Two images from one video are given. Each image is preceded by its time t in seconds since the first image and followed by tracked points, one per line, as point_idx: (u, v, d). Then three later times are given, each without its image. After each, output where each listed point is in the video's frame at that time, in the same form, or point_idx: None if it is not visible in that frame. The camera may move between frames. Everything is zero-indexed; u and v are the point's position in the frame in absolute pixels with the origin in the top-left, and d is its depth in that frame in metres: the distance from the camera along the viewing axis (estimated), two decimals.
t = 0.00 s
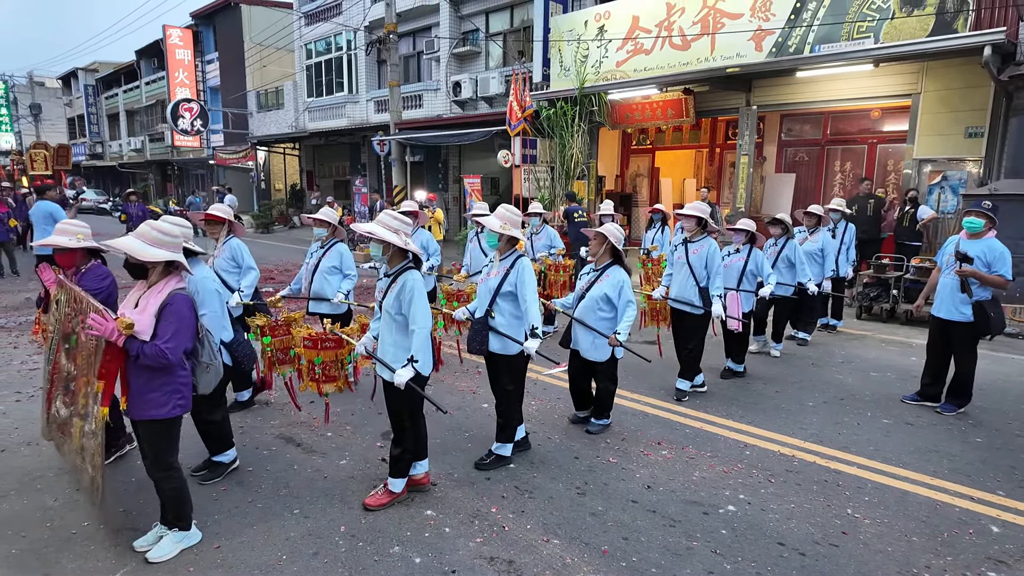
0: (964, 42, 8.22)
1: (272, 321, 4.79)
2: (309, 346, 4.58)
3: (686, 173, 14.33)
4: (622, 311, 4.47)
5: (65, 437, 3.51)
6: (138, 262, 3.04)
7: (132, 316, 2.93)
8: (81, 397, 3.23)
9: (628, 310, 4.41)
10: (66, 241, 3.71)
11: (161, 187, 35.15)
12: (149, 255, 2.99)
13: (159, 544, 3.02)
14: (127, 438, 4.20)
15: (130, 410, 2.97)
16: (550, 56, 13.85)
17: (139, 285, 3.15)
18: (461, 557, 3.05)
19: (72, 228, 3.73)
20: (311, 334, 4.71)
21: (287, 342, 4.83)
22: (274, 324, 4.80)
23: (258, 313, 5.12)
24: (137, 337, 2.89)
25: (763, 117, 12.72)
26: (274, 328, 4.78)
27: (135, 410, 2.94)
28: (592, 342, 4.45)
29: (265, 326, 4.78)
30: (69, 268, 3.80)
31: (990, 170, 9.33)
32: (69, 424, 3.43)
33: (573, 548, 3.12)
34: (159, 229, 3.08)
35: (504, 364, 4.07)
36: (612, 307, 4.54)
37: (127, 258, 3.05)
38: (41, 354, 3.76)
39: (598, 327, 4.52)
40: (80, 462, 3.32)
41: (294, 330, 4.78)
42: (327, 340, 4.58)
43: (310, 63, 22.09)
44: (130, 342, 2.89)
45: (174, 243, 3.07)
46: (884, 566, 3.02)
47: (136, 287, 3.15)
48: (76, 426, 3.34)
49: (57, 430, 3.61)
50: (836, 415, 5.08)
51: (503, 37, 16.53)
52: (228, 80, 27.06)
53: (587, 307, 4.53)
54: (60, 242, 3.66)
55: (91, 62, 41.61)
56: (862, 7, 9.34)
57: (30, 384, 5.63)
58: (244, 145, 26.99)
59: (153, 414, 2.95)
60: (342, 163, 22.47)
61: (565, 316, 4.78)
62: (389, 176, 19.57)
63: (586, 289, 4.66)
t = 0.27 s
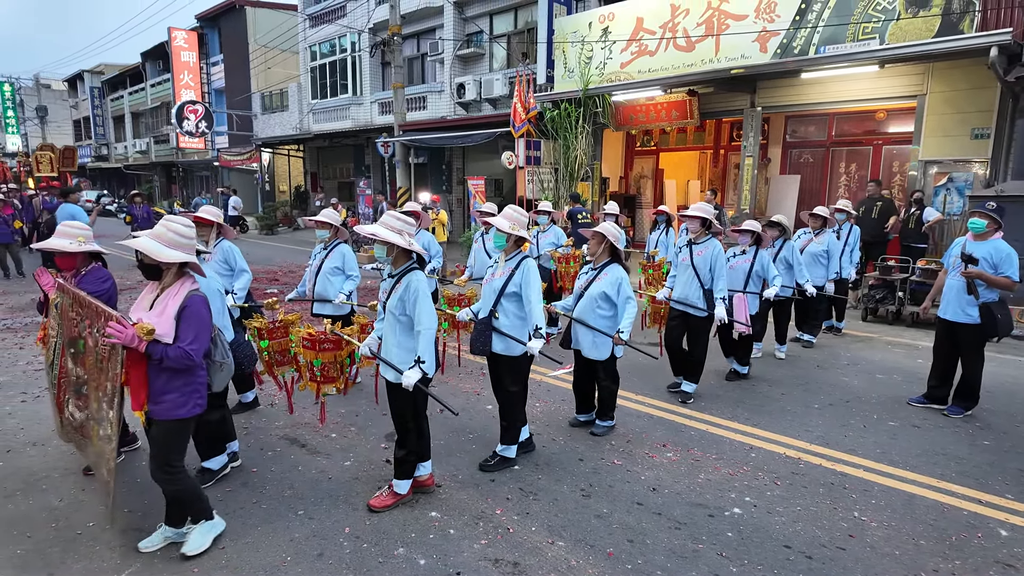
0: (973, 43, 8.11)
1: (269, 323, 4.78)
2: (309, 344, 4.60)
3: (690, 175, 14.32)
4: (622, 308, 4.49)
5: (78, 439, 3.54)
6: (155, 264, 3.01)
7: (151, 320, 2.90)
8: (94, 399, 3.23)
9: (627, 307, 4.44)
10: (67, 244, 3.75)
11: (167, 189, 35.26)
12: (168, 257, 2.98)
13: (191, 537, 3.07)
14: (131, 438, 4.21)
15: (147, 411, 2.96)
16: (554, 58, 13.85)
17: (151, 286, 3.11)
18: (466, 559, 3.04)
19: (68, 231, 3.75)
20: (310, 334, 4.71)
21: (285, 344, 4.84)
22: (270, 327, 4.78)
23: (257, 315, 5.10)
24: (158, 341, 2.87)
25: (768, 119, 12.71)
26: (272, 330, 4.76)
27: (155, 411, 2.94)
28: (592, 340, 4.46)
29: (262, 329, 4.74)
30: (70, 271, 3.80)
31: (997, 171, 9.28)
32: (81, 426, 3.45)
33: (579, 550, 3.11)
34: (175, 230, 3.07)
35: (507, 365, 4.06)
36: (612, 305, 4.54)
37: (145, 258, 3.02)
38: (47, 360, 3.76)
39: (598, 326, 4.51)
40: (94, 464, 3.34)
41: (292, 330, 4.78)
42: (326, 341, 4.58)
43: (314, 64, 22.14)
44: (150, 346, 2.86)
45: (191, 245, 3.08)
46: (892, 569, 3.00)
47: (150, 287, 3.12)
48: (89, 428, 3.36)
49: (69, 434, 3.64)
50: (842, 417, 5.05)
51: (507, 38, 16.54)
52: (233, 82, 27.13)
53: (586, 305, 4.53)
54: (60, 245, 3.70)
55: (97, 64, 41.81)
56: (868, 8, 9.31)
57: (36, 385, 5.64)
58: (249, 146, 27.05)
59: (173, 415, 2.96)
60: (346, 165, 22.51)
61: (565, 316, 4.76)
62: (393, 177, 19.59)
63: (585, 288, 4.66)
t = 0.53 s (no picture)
0: (978, 43, 8.09)
1: (263, 322, 4.79)
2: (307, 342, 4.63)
3: (694, 176, 14.31)
4: (622, 306, 4.51)
5: (91, 450, 3.49)
6: (185, 265, 2.97)
7: (183, 321, 2.89)
8: (119, 404, 3.22)
9: (627, 306, 4.46)
10: (67, 244, 3.75)
11: (171, 190, 35.37)
12: (204, 257, 2.95)
13: (266, 527, 3.12)
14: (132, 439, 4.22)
15: (185, 412, 2.96)
16: (558, 59, 13.86)
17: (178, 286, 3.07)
18: (470, 560, 3.03)
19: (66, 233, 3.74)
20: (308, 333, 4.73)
21: (277, 344, 4.84)
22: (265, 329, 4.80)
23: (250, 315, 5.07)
24: (191, 342, 2.87)
25: (772, 120, 12.69)
26: (264, 329, 4.77)
27: (188, 411, 2.94)
28: (591, 338, 4.46)
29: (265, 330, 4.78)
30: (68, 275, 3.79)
31: (1003, 173, 9.24)
32: (98, 435, 3.41)
33: (583, 552, 3.10)
34: (207, 232, 3.05)
35: (508, 366, 4.05)
36: (612, 304, 4.55)
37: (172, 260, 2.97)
38: (50, 372, 3.69)
39: (597, 324, 4.50)
40: (117, 473, 3.32)
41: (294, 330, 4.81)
42: (324, 339, 4.59)
43: (318, 66, 22.20)
44: (183, 346, 2.86)
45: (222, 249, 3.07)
46: (898, 571, 2.98)
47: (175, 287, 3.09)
48: (110, 436, 3.33)
49: (79, 445, 3.57)
50: (847, 419, 5.03)
51: (511, 40, 16.55)
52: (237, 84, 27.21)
53: (586, 304, 4.53)
54: (60, 245, 3.70)
55: (102, 66, 41.98)
56: (872, 9, 9.30)
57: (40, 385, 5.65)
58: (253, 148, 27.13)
59: (209, 413, 2.97)
60: (350, 166, 22.55)
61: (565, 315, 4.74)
62: (396, 179, 19.61)
63: (585, 287, 4.66)
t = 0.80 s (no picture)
0: (980, 44, 8.10)
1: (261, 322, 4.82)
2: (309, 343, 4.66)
3: (696, 177, 14.30)
4: (624, 306, 4.50)
5: (102, 461, 3.35)
6: (234, 266, 3.05)
7: (232, 321, 2.93)
8: (145, 409, 3.14)
9: (629, 306, 4.44)
10: (70, 243, 3.79)
11: (174, 191, 35.42)
12: (255, 257, 3.04)
13: (274, 535, 3.11)
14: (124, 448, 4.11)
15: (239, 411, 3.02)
16: (560, 60, 13.85)
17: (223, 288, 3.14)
18: (473, 560, 3.03)
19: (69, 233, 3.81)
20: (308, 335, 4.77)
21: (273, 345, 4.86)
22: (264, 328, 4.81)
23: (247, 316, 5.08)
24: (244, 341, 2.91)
25: (774, 121, 12.68)
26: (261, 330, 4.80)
27: (242, 409, 3.00)
28: (593, 339, 4.45)
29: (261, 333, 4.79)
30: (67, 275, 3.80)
31: (1006, 174, 9.22)
32: (113, 445, 3.28)
33: (586, 552, 3.10)
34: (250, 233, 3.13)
35: (511, 365, 4.04)
36: (614, 304, 4.55)
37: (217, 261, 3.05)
38: (52, 383, 3.52)
39: (600, 324, 4.50)
40: (137, 482, 3.20)
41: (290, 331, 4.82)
42: (324, 341, 4.62)
43: (320, 67, 22.24)
44: (230, 347, 2.90)
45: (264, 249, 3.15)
46: (903, 573, 2.97)
47: (218, 290, 3.15)
48: (130, 444, 3.22)
49: (88, 458, 3.42)
50: (851, 420, 5.02)
51: (513, 41, 16.57)
52: (239, 86, 27.26)
53: (589, 305, 4.52)
54: (65, 243, 3.74)
55: (105, 67, 42.09)
56: (876, 9, 9.29)
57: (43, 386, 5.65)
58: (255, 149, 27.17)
59: (264, 412, 3.03)
60: (352, 167, 22.58)
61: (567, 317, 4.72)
62: (399, 180, 19.63)
63: (587, 288, 4.65)
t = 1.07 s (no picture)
0: (982, 44, 8.10)
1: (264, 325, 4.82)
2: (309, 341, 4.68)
3: (698, 177, 14.31)
4: (627, 304, 4.51)
5: (123, 467, 3.32)
6: (270, 262, 3.10)
7: (275, 316, 3.00)
8: (172, 411, 3.14)
9: (632, 304, 4.45)
10: (59, 243, 3.50)
11: (176, 192, 35.47)
12: (291, 252, 3.10)
13: (279, 531, 3.11)
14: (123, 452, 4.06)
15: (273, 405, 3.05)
16: (562, 61, 13.84)
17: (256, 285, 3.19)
18: (477, 559, 3.02)
19: (58, 232, 3.51)
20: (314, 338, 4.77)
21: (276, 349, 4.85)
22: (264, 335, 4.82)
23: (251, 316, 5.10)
24: (286, 334, 2.98)
25: (776, 121, 12.67)
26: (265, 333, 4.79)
27: (280, 405, 3.03)
28: (596, 336, 4.45)
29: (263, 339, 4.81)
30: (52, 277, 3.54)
31: (1009, 174, 9.20)
32: (136, 450, 3.26)
33: (590, 551, 3.09)
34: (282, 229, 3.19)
35: (511, 363, 4.04)
36: (616, 301, 4.55)
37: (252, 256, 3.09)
38: (52, 393, 3.40)
39: (603, 323, 4.50)
40: (166, 485, 3.22)
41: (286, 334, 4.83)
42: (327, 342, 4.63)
43: (322, 68, 22.27)
44: (275, 342, 2.96)
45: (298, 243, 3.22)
46: (908, 572, 2.96)
47: (250, 285, 3.20)
48: (155, 448, 3.21)
49: (103, 464, 3.38)
50: (855, 420, 5.01)
51: (515, 42, 16.57)
52: (241, 86, 27.28)
53: (591, 303, 4.52)
54: (55, 242, 3.46)
55: (108, 68, 42.17)
56: (878, 9, 9.29)
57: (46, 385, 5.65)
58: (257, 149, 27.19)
59: (298, 404, 3.07)
60: (354, 168, 22.60)
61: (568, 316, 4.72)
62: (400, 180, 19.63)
63: (588, 287, 4.65)
